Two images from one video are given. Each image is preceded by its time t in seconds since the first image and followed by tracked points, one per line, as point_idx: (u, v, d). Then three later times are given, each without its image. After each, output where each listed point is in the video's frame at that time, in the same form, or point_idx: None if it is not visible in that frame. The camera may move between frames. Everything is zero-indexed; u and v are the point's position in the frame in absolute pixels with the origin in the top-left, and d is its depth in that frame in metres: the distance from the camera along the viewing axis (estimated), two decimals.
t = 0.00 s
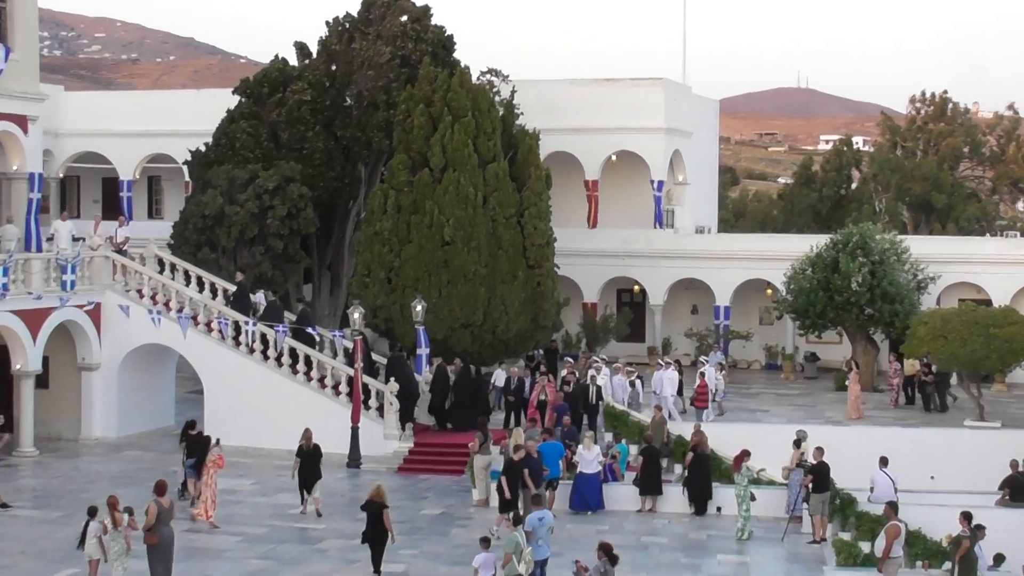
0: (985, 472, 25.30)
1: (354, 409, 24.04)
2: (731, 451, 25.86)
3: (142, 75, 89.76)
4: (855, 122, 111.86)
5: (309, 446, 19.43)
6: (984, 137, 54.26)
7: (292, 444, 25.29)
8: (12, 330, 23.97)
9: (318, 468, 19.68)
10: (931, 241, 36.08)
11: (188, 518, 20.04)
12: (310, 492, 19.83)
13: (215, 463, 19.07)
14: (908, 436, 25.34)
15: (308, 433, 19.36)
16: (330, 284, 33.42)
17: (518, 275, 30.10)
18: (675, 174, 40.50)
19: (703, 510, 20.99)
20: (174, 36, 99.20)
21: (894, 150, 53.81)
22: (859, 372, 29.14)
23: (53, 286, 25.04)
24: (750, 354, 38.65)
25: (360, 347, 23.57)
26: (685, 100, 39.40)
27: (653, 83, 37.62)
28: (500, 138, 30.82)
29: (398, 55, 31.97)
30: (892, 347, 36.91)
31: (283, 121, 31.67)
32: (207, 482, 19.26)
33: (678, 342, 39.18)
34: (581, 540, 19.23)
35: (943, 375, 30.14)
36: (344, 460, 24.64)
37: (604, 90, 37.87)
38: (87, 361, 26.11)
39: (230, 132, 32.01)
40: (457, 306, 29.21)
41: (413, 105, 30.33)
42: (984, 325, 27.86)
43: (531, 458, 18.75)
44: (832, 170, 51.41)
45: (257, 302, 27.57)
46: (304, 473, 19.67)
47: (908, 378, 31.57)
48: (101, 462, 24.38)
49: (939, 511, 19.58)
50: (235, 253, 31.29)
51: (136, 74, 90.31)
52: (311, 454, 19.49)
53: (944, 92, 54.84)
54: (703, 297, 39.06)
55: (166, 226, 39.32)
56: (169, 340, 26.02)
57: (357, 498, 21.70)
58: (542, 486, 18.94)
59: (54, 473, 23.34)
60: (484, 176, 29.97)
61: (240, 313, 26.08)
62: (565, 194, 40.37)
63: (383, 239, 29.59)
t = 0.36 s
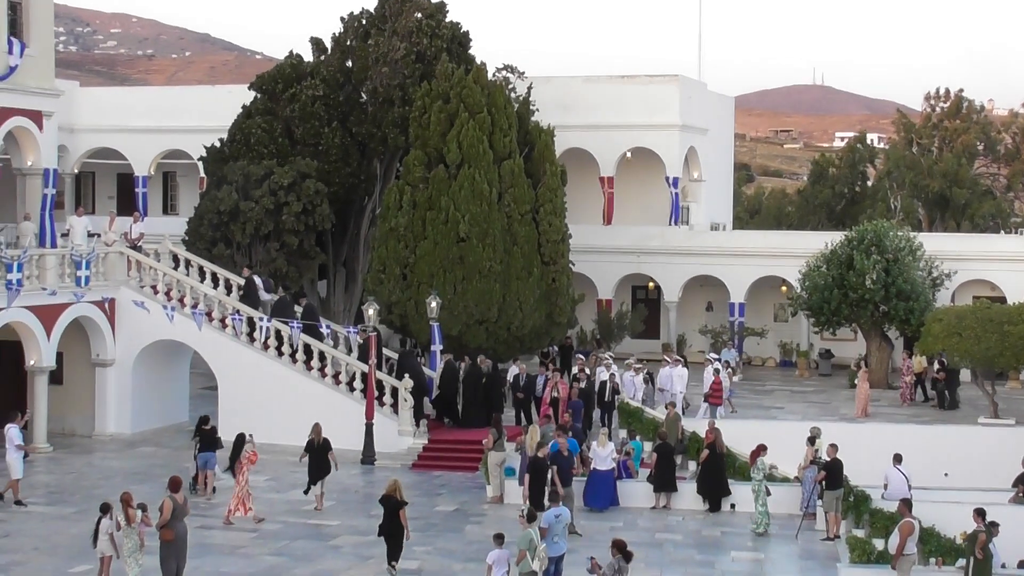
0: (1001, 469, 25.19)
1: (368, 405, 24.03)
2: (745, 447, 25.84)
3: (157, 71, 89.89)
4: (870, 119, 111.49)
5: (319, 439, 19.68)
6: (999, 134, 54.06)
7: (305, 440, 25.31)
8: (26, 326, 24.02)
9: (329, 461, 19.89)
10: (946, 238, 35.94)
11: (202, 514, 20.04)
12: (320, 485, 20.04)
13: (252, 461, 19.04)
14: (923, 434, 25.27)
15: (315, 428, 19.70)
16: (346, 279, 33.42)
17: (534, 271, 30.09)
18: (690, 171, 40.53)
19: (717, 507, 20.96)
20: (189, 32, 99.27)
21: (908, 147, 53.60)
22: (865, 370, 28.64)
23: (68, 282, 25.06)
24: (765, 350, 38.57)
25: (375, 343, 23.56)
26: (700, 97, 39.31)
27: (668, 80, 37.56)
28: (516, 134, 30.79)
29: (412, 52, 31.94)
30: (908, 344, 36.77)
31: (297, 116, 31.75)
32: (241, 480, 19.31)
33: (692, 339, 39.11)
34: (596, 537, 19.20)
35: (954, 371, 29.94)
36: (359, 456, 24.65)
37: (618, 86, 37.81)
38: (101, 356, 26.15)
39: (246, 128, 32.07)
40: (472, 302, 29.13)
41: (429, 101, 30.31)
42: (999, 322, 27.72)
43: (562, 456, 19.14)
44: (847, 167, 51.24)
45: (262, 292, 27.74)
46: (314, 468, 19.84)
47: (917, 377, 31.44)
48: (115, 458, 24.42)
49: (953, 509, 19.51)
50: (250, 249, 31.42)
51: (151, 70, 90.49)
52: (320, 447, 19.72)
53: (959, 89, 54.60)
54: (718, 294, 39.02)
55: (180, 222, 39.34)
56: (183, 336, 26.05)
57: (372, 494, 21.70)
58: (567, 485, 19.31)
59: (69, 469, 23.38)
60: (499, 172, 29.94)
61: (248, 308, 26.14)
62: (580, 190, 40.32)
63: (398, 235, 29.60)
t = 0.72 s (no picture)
0: (1005, 471, 25.18)
1: (373, 403, 24.03)
2: (750, 447, 25.86)
3: (163, 69, 90.01)
4: (876, 119, 111.30)
5: (323, 436, 19.78)
6: (1005, 135, 54.01)
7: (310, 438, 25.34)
8: (32, 323, 24.06)
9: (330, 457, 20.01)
10: (951, 238, 35.91)
11: (206, 513, 20.05)
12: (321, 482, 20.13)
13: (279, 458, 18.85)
14: (927, 435, 25.26)
15: (320, 424, 19.79)
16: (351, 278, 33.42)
17: (539, 269, 30.09)
18: (696, 171, 40.49)
19: (722, 507, 20.97)
20: (195, 29, 99.31)
21: (914, 148, 53.53)
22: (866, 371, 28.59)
23: (74, 279, 25.07)
24: (769, 350, 38.58)
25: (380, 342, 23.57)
26: (706, 96, 39.28)
27: (674, 80, 37.52)
28: (522, 132, 30.78)
29: (417, 50, 31.86)
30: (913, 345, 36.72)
31: (303, 114, 31.76)
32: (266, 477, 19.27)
33: (697, 338, 39.10)
34: (600, 537, 19.20)
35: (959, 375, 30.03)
36: (363, 455, 24.67)
37: (624, 85, 37.78)
38: (107, 354, 26.17)
39: (252, 126, 32.09)
40: (477, 301, 29.13)
41: (435, 100, 30.31)
42: (1004, 324, 27.72)
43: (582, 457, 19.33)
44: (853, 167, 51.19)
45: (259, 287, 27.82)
46: (315, 464, 19.93)
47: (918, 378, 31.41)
48: (120, 455, 24.45)
49: (957, 510, 19.51)
50: (255, 247, 31.45)
51: (157, 67, 90.59)
52: (324, 443, 19.83)
53: (965, 90, 54.50)
54: (723, 294, 38.99)
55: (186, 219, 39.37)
56: (189, 333, 26.07)
57: (376, 492, 21.71)
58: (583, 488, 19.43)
59: (73, 466, 23.41)
60: (505, 171, 29.93)
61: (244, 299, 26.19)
62: (586, 189, 40.30)
63: (403, 234, 29.61)
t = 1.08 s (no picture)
0: (1007, 487, 25.12)
1: (374, 416, 23.98)
2: (751, 461, 25.82)
3: (166, 81, 90.19)
4: (878, 135, 111.36)
5: (323, 446, 19.88)
6: (1007, 151, 54.03)
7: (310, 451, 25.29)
8: (34, 334, 24.06)
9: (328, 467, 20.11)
10: (953, 254, 35.91)
11: (206, 525, 20.01)
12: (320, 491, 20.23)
13: (300, 467, 18.91)
14: (929, 450, 25.21)
15: (318, 435, 19.89)
16: (352, 291, 33.38)
17: (540, 283, 30.08)
18: (698, 186, 40.42)
19: (723, 521, 20.92)
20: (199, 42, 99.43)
21: (916, 164, 53.57)
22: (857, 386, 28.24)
23: (75, 291, 25.05)
24: (771, 366, 38.53)
25: (381, 355, 23.50)
26: (708, 111, 39.30)
27: (677, 94, 37.54)
28: (524, 146, 30.79)
29: (420, 63, 31.82)
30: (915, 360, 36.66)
31: (306, 127, 31.79)
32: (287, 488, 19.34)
33: (699, 353, 39.06)
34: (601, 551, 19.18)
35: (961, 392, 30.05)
36: (364, 468, 24.61)
37: (627, 100, 37.81)
38: (108, 366, 26.14)
39: (255, 139, 32.11)
40: (478, 314, 29.10)
41: (438, 114, 30.33)
42: (1006, 339, 27.69)
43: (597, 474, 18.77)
44: (855, 182, 51.22)
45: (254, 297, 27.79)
46: (314, 474, 20.03)
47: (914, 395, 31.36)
48: (120, 467, 24.41)
49: (958, 525, 19.47)
50: (257, 259, 31.44)
51: (160, 79, 90.76)
52: (324, 454, 19.91)
53: (967, 106, 54.54)
54: (725, 308, 38.97)
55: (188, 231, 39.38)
56: (190, 346, 26.04)
57: (377, 506, 21.66)
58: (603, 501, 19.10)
59: (74, 478, 23.36)
60: (507, 185, 29.92)
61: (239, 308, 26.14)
62: (587, 203, 40.31)
63: (406, 247, 29.57)
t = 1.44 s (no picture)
0: (1002, 509, 25.08)
1: (369, 435, 23.91)
2: (747, 482, 25.76)
3: (162, 98, 90.27)
4: (874, 156, 111.51)
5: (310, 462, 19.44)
6: (1003, 174, 54.10)
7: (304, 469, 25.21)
8: (28, 351, 23.96)
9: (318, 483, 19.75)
10: (948, 276, 35.93)
11: (199, 544, 19.91)
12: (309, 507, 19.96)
13: (313, 485, 19.30)
14: (925, 472, 25.17)
15: (306, 452, 19.35)
16: (348, 309, 33.32)
17: (537, 302, 30.03)
18: (694, 206, 40.42)
19: (717, 542, 20.85)
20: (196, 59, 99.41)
21: (912, 186, 53.68)
22: (846, 408, 27.97)
23: (70, 307, 24.97)
24: (766, 386, 38.49)
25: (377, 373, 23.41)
26: (705, 131, 39.32)
27: (674, 114, 37.56)
28: (522, 165, 30.77)
29: (420, 81, 31.86)
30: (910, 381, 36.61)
31: (304, 145, 31.80)
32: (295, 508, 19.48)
33: (694, 373, 39.02)
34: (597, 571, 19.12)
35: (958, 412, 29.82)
36: (359, 486, 24.53)
37: (623, 119, 37.84)
38: (102, 383, 26.05)
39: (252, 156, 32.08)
40: (475, 334, 29.05)
41: (436, 132, 30.34)
42: (1002, 361, 27.67)
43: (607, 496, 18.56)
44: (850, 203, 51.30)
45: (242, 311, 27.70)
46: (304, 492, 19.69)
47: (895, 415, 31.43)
48: (113, 485, 24.31)
49: (953, 546, 19.43)
50: (253, 277, 31.42)
51: (157, 96, 90.83)
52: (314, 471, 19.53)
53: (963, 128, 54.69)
54: (720, 328, 38.96)
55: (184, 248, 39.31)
56: (185, 363, 25.97)
57: (371, 524, 21.58)
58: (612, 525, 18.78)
59: (66, 495, 23.26)
60: (505, 205, 29.91)
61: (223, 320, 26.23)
62: (583, 222, 40.33)
63: (403, 265, 29.54)
